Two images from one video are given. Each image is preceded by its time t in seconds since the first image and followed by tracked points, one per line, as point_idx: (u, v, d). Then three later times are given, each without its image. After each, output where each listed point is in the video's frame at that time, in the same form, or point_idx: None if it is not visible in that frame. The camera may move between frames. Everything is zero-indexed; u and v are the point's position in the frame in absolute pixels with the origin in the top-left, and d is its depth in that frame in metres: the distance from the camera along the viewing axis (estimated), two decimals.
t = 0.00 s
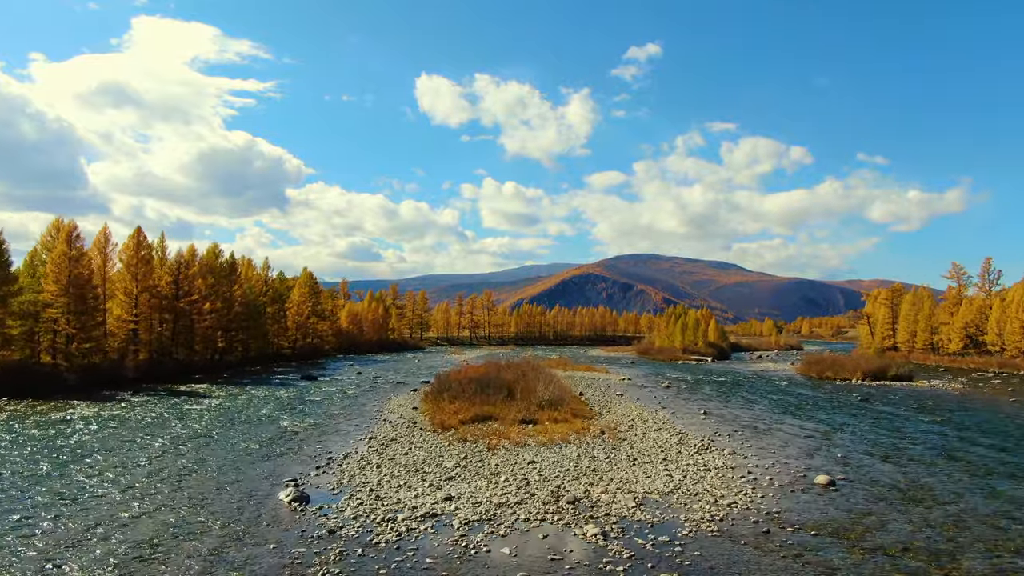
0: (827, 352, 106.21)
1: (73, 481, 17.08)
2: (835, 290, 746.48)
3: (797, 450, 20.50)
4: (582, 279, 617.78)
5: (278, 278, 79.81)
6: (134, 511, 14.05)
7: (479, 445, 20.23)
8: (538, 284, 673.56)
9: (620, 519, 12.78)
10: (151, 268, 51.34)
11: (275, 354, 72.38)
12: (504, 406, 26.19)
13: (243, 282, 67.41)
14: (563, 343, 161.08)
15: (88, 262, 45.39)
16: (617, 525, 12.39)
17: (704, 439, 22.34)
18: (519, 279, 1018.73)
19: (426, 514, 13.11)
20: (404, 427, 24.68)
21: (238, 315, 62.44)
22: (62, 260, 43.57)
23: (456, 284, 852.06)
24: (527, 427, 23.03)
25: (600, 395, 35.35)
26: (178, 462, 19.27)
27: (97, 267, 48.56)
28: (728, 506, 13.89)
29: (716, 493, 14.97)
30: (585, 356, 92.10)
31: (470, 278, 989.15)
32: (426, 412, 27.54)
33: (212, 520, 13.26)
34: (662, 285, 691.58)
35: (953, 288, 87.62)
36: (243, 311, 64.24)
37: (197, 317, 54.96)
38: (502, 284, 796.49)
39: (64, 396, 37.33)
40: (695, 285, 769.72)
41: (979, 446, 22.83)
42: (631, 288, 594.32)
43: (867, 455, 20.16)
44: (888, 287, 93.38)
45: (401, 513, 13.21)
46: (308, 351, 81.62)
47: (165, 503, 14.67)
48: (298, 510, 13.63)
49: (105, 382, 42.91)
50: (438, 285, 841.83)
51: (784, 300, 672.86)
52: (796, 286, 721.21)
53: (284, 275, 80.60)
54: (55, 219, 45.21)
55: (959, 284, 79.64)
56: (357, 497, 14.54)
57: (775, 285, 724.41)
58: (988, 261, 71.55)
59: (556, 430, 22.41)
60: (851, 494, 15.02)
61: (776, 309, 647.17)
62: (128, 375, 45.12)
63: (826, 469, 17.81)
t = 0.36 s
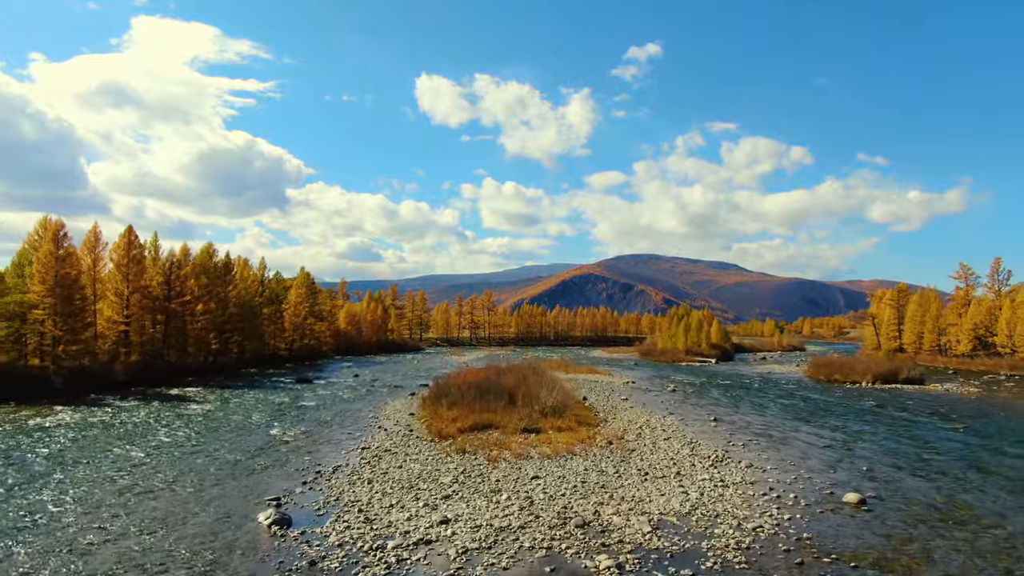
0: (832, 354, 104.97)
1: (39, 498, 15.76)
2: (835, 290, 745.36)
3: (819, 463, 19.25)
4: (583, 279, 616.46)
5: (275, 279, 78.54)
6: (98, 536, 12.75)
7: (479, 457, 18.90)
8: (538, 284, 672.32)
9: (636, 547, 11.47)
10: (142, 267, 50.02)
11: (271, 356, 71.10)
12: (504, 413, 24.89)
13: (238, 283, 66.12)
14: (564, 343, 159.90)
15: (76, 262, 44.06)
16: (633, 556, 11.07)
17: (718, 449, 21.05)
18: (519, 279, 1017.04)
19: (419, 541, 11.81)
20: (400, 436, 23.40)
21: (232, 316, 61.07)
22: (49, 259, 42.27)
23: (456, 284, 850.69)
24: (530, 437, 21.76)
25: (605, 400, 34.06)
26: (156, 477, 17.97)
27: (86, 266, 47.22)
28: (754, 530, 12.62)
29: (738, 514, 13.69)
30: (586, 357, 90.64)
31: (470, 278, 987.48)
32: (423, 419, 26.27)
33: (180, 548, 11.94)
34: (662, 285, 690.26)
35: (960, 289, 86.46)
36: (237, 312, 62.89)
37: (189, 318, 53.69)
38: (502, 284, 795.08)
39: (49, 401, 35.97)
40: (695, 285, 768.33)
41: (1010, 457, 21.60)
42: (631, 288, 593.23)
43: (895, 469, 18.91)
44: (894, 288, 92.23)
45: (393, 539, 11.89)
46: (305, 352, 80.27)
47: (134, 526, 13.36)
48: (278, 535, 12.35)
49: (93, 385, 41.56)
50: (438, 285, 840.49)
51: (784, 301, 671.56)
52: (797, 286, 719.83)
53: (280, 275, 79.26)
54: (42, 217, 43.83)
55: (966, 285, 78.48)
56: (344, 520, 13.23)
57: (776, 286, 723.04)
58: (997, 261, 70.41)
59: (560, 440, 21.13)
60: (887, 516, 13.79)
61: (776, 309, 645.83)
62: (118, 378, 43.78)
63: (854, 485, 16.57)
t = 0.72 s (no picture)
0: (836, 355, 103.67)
1: None
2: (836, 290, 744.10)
3: (845, 476, 17.89)
4: (583, 279, 615.26)
5: (271, 279, 77.25)
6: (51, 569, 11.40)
7: (478, 471, 17.55)
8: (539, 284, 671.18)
9: None
10: (133, 267, 48.66)
11: (268, 358, 69.81)
12: (506, 421, 23.63)
13: (233, 283, 64.81)
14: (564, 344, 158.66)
15: (63, 261, 42.78)
16: None
17: (733, 461, 19.70)
18: (519, 279, 1015.63)
19: None
20: (395, 445, 22.07)
21: (226, 317, 59.68)
22: (34, 259, 40.96)
23: (456, 284, 849.56)
24: (533, 448, 20.44)
25: (610, 405, 32.68)
26: (129, 495, 16.62)
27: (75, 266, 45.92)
28: (785, 561, 11.26)
29: (766, 540, 12.34)
30: (588, 359, 89.19)
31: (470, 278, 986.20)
32: (419, 428, 24.95)
33: None
34: (663, 285, 689.14)
35: (967, 289, 85.17)
36: (231, 312, 61.53)
37: (182, 319, 52.37)
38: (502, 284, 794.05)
39: (32, 405, 34.59)
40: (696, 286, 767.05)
41: None
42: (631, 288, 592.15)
43: (928, 484, 17.55)
44: (900, 288, 90.97)
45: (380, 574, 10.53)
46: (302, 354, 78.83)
47: (93, 557, 11.99)
48: (253, 567, 11.00)
49: (81, 388, 40.15)
50: (438, 285, 839.54)
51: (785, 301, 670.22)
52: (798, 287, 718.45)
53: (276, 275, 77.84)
54: (28, 215, 42.48)
55: (975, 285, 77.19)
56: (327, 548, 11.86)
57: (777, 286, 721.72)
58: (1006, 261, 69.11)
59: (565, 452, 19.80)
60: (930, 542, 12.45)
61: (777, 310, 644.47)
62: (107, 381, 42.43)
63: (887, 503, 15.21)
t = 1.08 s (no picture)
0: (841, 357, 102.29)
1: None
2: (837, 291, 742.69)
3: (873, 494, 16.55)
4: (583, 280, 614.00)
5: (268, 279, 75.94)
6: None
7: (477, 488, 16.25)
8: (539, 284, 670.08)
9: None
10: (123, 268, 47.27)
11: (264, 360, 68.48)
12: (507, 430, 22.33)
13: (228, 284, 63.48)
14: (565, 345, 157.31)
15: (50, 261, 41.41)
16: None
17: (750, 476, 18.37)
18: (519, 279, 1013.88)
19: None
20: (389, 457, 20.74)
21: (220, 318, 58.36)
22: (18, 259, 39.59)
23: (456, 284, 848.72)
24: (536, 461, 19.13)
25: (615, 411, 31.34)
26: (97, 515, 15.28)
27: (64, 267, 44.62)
28: None
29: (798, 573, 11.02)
30: (589, 360, 87.80)
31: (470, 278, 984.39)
32: (416, 437, 23.63)
33: None
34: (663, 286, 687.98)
35: (976, 290, 83.70)
36: (225, 314, 60.15)
37: (173, 321, 50.92)
38: (502, 284, 793.00)
39: (14, 411, 33.22)
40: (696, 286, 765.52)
41: None
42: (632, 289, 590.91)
43: (965, 503, 16.20)
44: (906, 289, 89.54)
45: None
46: (298, 355, 77.40)
47: None
48: None
49: (67, 393, 38.76)
50: (438, 285, 838.67)
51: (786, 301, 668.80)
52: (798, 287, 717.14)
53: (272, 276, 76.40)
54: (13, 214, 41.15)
55: (984, 285, 75.82)
56: None
57: (777, 286, 720.19)
58: (1017, 261, 67.68)
59: (570, 466, 18.48)
60: None
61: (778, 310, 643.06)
62: (95, 385, 41.07)
63: (925, 526, 13.89)
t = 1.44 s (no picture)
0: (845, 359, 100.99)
1: None
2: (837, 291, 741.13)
3: (908, 514, 15.27)
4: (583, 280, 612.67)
5: (264, 280, 74.64)
6: None
7: (476, 508, 14.94)
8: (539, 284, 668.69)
9: None
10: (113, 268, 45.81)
11: (259, 362, 67.17)
12: (508, 440, 21.01)
13: (222, 284, 62.15)
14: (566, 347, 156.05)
15: (34, 261, 40.00)
16: None
17: (771, 493, 17.07)
18: (519, 280, 1012.04)
19: None
20: (382, 470, 19.43)
21: (213, 320, 57.04)
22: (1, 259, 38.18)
23: (455, 284, 847.27)
24: (539, 476, 17.82)
25: (620, 419, 30.05)
26: (58, 540, 13.91)
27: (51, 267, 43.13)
28: None
29: None
30: (591, 362, 86.41)
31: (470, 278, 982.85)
32: (412, 448, 22.33)
33: None
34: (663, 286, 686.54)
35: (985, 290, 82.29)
36: (218, 315, 58.73)
37: (165, 323, 49.50)
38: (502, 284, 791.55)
39: None
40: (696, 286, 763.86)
41: None
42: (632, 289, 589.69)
43: (1007, 524, 14.92)
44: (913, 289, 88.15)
45: None
46: (294, 358, 75.94)
47: None
48: None
49: (53, 399, 37.39)
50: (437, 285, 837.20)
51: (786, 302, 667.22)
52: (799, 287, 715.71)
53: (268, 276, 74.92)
54: None
55: (992, 286, 74.59)
56: None
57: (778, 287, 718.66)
58: None
59: (576, 481, 17.16)
60: None
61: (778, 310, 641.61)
62: (82, 390, 39.71)
63: (971, 554, 12.60)
